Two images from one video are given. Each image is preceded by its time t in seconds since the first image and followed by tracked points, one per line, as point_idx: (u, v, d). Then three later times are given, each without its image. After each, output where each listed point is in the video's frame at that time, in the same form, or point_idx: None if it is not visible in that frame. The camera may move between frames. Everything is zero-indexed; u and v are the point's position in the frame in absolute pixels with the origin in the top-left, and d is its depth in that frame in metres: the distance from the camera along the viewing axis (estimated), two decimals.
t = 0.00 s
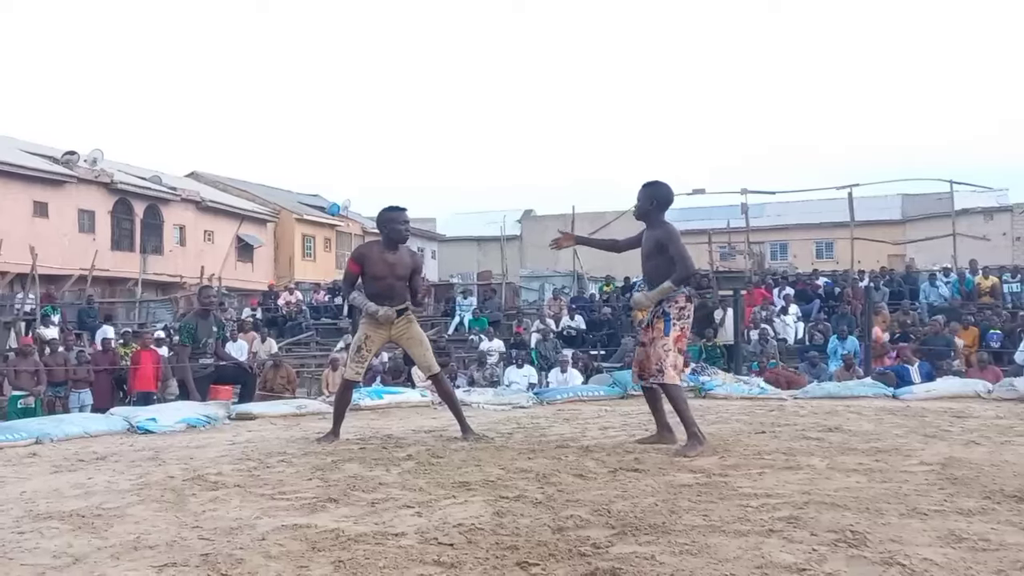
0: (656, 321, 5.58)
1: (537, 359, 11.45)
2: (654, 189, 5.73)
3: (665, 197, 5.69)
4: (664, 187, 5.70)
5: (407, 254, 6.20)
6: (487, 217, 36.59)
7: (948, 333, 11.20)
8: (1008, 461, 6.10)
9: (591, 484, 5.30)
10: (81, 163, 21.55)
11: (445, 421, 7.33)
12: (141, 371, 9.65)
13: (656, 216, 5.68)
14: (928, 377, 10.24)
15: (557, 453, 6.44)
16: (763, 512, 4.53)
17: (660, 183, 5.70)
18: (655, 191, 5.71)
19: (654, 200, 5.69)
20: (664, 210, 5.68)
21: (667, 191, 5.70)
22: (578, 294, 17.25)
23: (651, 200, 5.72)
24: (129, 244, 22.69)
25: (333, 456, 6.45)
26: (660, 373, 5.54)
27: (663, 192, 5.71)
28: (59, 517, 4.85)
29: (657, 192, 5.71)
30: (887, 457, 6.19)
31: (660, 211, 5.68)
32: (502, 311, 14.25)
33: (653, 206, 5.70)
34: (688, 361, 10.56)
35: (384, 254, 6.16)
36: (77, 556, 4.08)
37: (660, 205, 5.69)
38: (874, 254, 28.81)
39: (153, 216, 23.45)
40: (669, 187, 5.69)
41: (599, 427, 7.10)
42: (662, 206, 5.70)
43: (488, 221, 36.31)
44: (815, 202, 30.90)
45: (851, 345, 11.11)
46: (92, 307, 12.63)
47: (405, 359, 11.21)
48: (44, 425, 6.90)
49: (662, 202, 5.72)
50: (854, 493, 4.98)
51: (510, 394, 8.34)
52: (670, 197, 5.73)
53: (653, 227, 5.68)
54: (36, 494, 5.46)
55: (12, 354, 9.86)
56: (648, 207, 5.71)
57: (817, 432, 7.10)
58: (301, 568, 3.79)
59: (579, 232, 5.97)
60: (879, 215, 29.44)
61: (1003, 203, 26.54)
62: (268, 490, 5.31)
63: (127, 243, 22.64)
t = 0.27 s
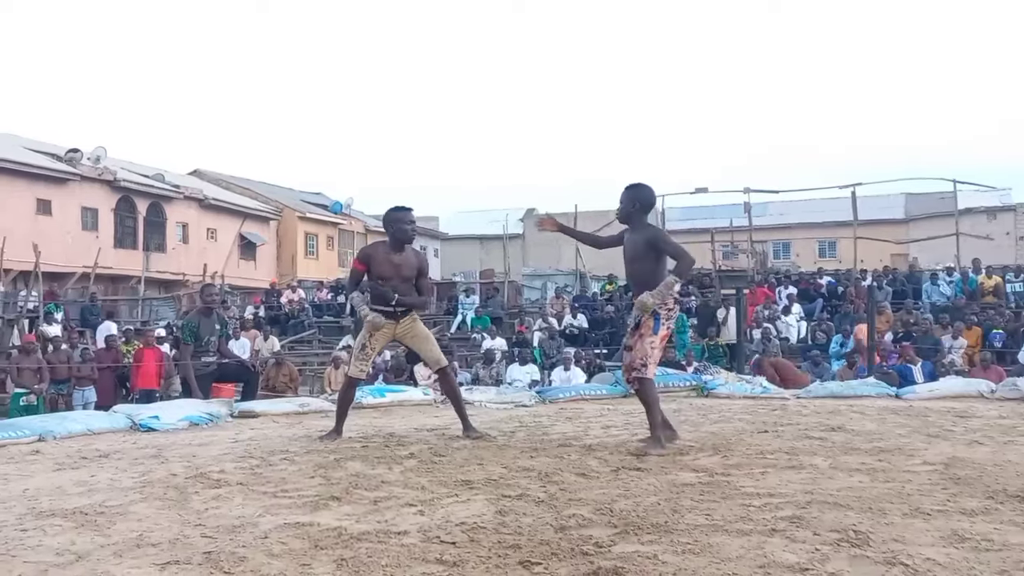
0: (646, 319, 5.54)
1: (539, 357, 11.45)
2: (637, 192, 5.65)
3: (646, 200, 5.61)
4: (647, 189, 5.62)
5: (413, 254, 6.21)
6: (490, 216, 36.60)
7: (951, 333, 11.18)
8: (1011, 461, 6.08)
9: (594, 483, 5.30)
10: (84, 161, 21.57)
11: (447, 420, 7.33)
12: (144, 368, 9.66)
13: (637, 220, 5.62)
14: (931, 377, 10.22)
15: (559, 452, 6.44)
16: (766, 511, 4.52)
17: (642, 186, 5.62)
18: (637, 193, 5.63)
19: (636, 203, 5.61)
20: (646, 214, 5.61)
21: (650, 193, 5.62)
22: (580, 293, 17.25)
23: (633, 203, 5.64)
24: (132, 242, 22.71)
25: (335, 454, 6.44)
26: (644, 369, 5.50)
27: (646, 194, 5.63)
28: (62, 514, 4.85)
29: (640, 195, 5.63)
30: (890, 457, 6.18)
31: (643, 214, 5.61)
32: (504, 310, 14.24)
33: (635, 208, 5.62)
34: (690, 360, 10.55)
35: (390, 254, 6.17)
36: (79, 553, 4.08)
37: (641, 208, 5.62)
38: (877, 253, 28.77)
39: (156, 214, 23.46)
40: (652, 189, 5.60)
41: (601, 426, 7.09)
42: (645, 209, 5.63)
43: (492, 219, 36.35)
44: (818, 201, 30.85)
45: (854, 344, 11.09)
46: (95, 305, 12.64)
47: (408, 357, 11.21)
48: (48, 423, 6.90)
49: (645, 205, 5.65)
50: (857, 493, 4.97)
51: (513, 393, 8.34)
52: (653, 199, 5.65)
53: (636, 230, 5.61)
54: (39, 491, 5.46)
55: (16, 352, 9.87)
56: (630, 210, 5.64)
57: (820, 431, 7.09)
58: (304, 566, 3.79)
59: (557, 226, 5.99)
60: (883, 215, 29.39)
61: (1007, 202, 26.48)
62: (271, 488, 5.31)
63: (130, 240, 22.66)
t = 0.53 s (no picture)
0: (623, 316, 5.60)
1: (542, 356, 11.46)
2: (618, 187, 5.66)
3: (629, 195, 5.62)
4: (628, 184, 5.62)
5: (445, 242, 6.18)
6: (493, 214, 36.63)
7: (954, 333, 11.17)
8: (1015, 460, 6.07)
9: (596, 481, 5.30)
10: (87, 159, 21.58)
11: (450, 418, 7.33)
12: (147, 366, 9.67)
13: (619, 216, 5.64)
14: (934, 376, 10.20)
15: (562, 450, 6.43)
16: (769, 510, 4.52)
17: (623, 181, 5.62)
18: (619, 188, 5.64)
19: (617, 198, 5.62)
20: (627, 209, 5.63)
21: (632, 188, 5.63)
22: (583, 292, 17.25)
23: (614, 198, 5.67)
24: (135, 240, 22.73)
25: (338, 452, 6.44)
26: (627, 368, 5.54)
27: (625, 188, 5.63)
28: (65, 511, 4.86)
29: (621, 190, 5.63)
30: (893, 456, 6.17)
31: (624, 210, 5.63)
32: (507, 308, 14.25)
33: (615, 204, 5.64)
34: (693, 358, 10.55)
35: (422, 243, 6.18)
36: (82, 550, 4.09)
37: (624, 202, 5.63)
38: (880, 252, 28.74)
39: (160, 212, 23.48)
40: (633, 184, 5.60)
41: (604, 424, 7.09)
42: (625, 203, 5.64)
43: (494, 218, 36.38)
44: (821, 201, 30.82)
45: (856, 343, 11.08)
46: (98, 303, 12.66)
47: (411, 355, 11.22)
48: (51, 420, 6.91)
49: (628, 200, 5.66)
50: (860, 492, 4.97)
51: (516, 391, 8.34)
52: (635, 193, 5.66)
53: (616, 226, 5.64)
54: (42, 488, 5.47)
55: (19, 349, 9.89)
56: (611, 204, 5.67)
57: (822, 430, 7.08)
58: (307, 563, 3.79)
59: (565, 197, 5.90)
60: (886, 214, 29.36)
61: (1010, 202, 26.44)
62: (274, 486, 5.32)
63: (133, 238, 22.68)
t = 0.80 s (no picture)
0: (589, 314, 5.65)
1: (545, 354, 11.48)
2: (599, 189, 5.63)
3: (610, 197, 5.59)
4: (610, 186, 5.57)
5: (470, 250, 6.18)
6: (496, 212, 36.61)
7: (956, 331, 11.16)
8: (1016, 459, 6.07)
9: (598, 479, 5.30)
10: (89, 156, 21.60)
11: (452, 416, 7.33)
12: (149, 364, 9.67)
13: (599, 218, 5.62)
14: (937, 375, 10.19)
15: (564, 447, 6.44)
16: (770, 508, 4.52)
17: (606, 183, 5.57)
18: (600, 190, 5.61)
19: (597, 202, 5.62)
20: (609, 211, 5.62)
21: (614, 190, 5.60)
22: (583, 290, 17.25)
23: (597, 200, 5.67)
24: (137, 238, 22.74)
25: (340, 450, 6.45)
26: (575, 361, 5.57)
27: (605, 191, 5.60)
28: (68, 509, 4.86)
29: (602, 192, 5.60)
30: (895, 455, 6.17)
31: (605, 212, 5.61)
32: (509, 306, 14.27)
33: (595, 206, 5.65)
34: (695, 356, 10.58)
35: (446, 252, 6.18)
36: (84, 548, 4.09)
37: (605, 204, 5.61)
38: (883, 251, 28.72)
39: (162, 209, 23.47)
40: (609, 187, 5.54)
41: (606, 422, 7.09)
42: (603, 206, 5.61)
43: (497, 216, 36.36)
44: (824, 199, 30.81)
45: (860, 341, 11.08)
46: (100, 300, 12.67)
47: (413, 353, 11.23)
48: (54, 418, 6.93)
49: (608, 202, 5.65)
50: (861, 491, 4.96)
51: (518, 389, 8.36)
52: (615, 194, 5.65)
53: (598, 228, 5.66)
54: (44, 486, 5.48)
55: (21, 346, 9.90)
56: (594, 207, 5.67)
57: (824, 428, 7.08)
58: (310, 560, 3.79)
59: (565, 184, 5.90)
60: (888, 212, 29.35)
61: (1013, 200, 26.42)
62: (276, 483, 5.32)
63: (135, 236, 22.70)
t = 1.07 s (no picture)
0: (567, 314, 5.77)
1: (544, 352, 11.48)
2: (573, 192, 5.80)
3: (582, 199, 5.73)
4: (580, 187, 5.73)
5: (512, 257, 6.18)
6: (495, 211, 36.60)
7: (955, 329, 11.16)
8: (1015, 457, 6.07)
9: (596, 477, 5.30)
10: (88, 155, 21.59)
11: (450, 414, 7.34)
12: (147, 362, 9.67)
13: (574, 219, 5.75)
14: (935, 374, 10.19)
15: (563, 445, 6.44)
16: (769, 506, 4.52)
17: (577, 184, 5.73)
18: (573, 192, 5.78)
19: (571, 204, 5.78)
20: (585, 212, 5.74)
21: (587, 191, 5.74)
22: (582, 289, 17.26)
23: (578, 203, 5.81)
24: (136, 236, 22.73)
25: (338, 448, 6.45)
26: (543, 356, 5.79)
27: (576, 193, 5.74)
28: (65, 506, 4.86)
29: (575, 194, 5.77)
30: (893, 453, 6.17)
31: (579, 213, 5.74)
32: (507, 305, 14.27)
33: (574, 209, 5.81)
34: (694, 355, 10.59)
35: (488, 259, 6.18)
36: (82, 546, 4.09)
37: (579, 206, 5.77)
38: (882, 249, 28.72)
39: (161, 208, 23.46)
40: (577, 189, 5.70)
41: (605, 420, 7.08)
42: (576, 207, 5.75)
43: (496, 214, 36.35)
44: (823, 197, 30.81)
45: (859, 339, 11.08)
46: (98, 299, 12.67)
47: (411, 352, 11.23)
48: (51, 416, 6.92)
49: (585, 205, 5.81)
50: (860, 488, 4.96)
51: (516, 387, 8.37)
52: (592, 196, 5.79)
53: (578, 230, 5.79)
54: (43, 484, 5.47)
55: (19, 344, 9.90)
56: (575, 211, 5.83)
57: (823, 427, 7.09)
58: (308, 558, 3.79)
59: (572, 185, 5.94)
60: (887, 211, 29.34)
61: (1012, 198, 26.42)
62: (274, 482, 5.32)
63: (134, 234, 22.69)
